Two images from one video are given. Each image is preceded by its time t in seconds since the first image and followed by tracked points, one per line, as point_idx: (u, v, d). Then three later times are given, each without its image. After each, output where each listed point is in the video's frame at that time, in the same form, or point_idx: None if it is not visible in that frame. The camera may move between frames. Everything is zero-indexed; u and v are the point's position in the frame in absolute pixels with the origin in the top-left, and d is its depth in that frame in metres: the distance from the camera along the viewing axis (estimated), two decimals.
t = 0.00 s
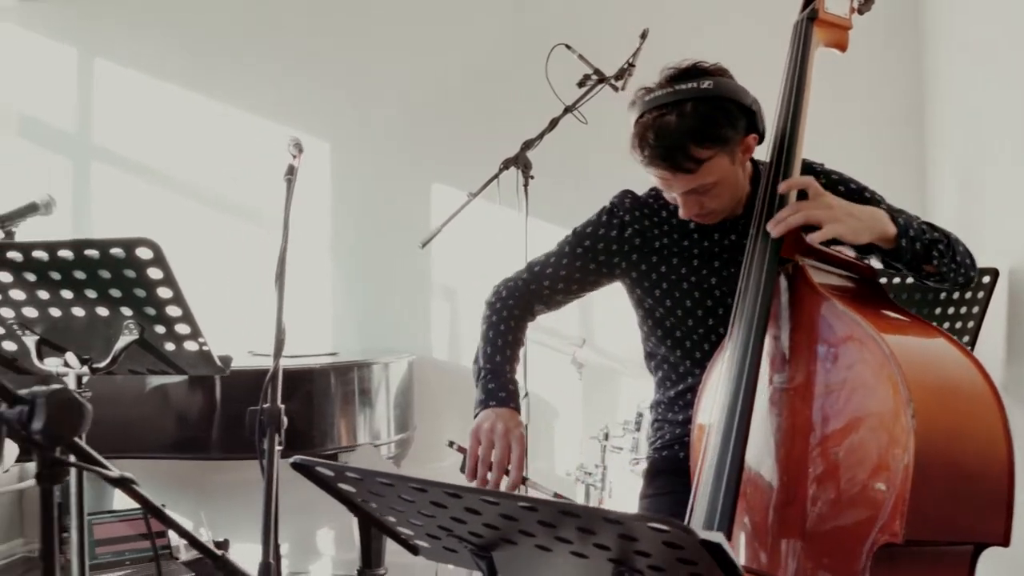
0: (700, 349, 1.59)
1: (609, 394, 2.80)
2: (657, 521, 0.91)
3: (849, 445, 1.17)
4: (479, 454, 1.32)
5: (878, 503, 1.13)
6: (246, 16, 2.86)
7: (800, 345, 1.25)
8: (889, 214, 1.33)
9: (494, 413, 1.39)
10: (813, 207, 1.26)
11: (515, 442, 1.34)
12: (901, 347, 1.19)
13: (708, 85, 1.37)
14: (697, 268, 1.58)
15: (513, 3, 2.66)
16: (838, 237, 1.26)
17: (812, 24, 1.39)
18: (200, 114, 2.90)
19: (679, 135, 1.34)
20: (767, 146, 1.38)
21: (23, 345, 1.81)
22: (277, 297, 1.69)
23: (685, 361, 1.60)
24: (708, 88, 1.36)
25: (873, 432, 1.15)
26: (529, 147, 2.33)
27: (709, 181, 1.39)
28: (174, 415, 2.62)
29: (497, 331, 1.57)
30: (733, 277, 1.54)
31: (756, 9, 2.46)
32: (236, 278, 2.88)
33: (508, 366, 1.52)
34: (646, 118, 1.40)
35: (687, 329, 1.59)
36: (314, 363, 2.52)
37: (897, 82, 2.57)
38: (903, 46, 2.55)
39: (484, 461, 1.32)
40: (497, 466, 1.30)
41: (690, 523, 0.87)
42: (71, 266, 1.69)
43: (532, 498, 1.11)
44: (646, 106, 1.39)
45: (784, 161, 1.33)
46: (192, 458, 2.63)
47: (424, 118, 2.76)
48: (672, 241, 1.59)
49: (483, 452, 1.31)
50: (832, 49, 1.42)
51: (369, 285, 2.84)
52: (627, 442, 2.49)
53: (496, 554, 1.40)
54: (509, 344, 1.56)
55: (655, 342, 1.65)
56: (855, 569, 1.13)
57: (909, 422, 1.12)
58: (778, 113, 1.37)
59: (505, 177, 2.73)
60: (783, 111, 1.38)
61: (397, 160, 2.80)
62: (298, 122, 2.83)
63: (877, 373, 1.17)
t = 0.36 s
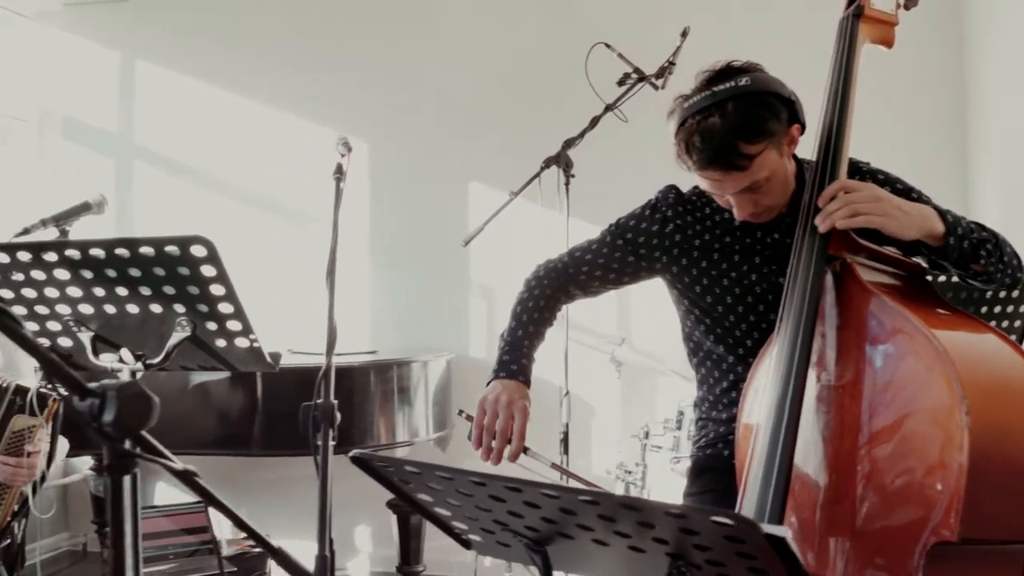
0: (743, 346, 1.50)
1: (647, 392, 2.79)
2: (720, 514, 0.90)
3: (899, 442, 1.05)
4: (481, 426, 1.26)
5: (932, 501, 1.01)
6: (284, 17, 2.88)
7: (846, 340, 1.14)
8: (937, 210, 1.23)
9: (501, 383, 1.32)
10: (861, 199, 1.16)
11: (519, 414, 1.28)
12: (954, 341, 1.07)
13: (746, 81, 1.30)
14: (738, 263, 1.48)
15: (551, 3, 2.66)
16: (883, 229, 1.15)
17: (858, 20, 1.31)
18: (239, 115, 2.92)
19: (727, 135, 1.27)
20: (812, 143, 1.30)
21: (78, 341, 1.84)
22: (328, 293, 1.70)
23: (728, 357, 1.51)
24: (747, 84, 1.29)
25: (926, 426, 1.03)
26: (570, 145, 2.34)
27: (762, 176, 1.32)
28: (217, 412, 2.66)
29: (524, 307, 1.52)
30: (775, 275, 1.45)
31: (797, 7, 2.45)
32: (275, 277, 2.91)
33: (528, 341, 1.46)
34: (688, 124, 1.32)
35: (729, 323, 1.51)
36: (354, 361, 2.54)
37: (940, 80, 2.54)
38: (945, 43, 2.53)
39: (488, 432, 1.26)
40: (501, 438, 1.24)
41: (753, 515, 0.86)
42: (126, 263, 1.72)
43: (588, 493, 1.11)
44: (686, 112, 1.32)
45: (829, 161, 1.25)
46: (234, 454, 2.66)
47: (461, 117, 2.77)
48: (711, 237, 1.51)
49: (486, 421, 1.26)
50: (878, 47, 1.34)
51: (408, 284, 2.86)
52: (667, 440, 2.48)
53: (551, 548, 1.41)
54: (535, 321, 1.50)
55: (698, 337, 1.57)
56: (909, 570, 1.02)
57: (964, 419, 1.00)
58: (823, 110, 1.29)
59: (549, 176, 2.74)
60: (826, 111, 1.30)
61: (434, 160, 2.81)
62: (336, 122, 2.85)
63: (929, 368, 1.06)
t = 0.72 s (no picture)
0: (790, 342, 1.47)
1: (688, 390, 2.79)
2: (786, 505, 0.88)
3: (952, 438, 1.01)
4: (521, 435, 1.31)
5: (988, 497, 0.96)
6: (326, 18, 2.91)
7: (895, 336, 1.11)
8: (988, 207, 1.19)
9: (538, 392, 1.37)
10: (908, 187, 1.14)
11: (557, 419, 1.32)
12: (1009, 335, 1.02)
13: (799, 72, 1.25)
14: (785, 260, 1.45)
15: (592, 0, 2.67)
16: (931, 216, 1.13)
17: (904, 15, 1.29)
18: (281, 115, 2.96)
19: (779, 126, 1.22)
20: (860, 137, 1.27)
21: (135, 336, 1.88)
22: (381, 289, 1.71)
23: (774, 354, 1.48)
24: (800, 74, 1.24)
25: (981, 420, 0.99)
26: (614, 142, 2.36)
27: (815, 168, 1.27)
28: (261, 409, 2.69)
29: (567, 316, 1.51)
30: (822, 272, 1.42)
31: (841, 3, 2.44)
32: (316, 275, 2.94)
33: (569, 347, 1.46)
34: (738, 117, 1.27)
35: (775, 321, 1.48)
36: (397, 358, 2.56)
37: (985, 75, 2.52)
38: (990, 38, 2.51)
39: (530, 440, 1.31)
40: (541, 445, 1.29)
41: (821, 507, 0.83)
42: (183, 259, 1.74)
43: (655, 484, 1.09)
44: (736, 106, 1.27)
45: (877, 157, 1.22)
46: (278, 449, 2.70)
47: (501, 116, 2.78)
48: (756, 235, 1.48)
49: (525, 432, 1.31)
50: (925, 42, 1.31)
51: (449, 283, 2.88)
52: (710, 438, 2.48)
53: (608, 540, 1.42)
54: (579, 328, 1.49)
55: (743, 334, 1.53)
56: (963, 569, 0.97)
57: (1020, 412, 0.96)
58: (869, 102, 1.27)
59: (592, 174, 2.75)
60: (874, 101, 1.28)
61: (474, 159, 2.82)
62: (376, 122, 2.87)
63: (981, 362, 1.01)
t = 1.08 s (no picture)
0: (845, 340, 1.45)
1: (733, 389, 2.77)
2: (861, 501, 0.87)
3: (1015, 437, 0.97)
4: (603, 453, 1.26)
5: None
6: (370, 19, 2.94)
7: (956, 333, 1.07)
8: None
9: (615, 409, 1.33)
10: (966, 190, 1.12)
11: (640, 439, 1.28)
12: None
13: (857, 60, 1.24)
14: (843, 258, 1.45)
15: None
16: (999, 217, 1.12)
17: (960, 10, 1.29)
18: (326, 116, 2.98)
19: (840, 109, 1.20)
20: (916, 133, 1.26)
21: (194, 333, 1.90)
22: (439, 286, 1.73)
23: (829, 353, 1.47)
24: (858, 61, 1.23)
25: None
26: (662, 141, 2.36)
27: (875, 154, 1.24)
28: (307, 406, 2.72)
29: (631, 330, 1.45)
30: (882, 268, 1.41)
31: None
32: (359, 274, 2.97)
33: (641, 363, 1.41)
34: (796, 106, 1.26)
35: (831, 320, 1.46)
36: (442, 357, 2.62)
37: None
38: None
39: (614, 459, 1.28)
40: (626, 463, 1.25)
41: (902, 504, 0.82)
42: (244, 257, 1.76)
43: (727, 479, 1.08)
44: (794, 95, 1.26)
45: (934, 152, 1.20)
46: (325, 447, 2.72)
47: (545, 116, 2.79)
48: (814, 234, 1.47)
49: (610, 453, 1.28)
50: (981, 37, 1.30)
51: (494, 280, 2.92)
52: (759, 438, 2.48)
53: (673, 536, 1.41)
54: (647, 341, 1.44)
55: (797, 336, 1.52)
56: None
57: None
58: (926, 93, 1.27)
59: (642, 172, 2.76)
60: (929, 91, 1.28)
61: (518, 159, 2.84)
62: (420, 121, 2.89)
63: None
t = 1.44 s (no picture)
0: (904, 339, 1.38)
1: (779, 388, 2.76)
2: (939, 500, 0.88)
3: None
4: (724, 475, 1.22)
5: None
6: (415, 20, 2.97)
7: None
8: None
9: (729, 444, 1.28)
10: None
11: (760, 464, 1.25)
12: None
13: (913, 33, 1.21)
14: (905, 255, 1.38)
15: None
16: None
17: None
18: (371, 116, 3.02)
19: (898, 69, 1.16)
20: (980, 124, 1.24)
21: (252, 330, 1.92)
22: (498, 284, 1.74)
23: (888, 353, 1.39)
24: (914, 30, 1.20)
25: None
26: (711, 139, 2.36)
27: (935, 121, 1.17)
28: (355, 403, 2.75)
29: (724, 363, 1.39)
30: (948, 262, 1.35)
31: None
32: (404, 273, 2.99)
33: (740, 395, 1.36)
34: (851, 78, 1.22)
35: (894, 320, 1.39)
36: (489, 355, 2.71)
37: None
38: None
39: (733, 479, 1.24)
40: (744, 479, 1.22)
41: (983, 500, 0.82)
42: (304, 255, 1.77)
43: (805, 475, 1.06)
44: (847, 67, 1.22)
45: (1002, 145, 1.18)
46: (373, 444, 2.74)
47: (589, 115, 2.81)
48: (875, 230, 1.40)
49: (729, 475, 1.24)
50: None
51: (539, 278, 2.95)
52: (809, 437, 2.47)
53: (737, 532, 1.40)
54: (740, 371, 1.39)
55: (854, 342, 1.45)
56: None
57: None
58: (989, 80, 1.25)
59: (689, 170, 2.76)
60: (990, 85, 1.26)
61: (562, 158, 2.86)
62: (464, 121, 2.91)
63: None
